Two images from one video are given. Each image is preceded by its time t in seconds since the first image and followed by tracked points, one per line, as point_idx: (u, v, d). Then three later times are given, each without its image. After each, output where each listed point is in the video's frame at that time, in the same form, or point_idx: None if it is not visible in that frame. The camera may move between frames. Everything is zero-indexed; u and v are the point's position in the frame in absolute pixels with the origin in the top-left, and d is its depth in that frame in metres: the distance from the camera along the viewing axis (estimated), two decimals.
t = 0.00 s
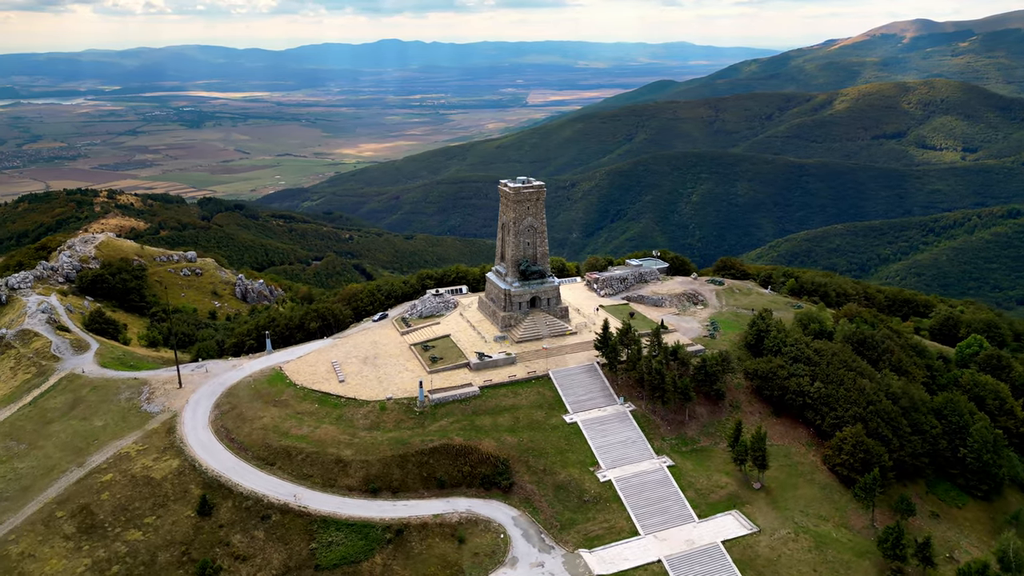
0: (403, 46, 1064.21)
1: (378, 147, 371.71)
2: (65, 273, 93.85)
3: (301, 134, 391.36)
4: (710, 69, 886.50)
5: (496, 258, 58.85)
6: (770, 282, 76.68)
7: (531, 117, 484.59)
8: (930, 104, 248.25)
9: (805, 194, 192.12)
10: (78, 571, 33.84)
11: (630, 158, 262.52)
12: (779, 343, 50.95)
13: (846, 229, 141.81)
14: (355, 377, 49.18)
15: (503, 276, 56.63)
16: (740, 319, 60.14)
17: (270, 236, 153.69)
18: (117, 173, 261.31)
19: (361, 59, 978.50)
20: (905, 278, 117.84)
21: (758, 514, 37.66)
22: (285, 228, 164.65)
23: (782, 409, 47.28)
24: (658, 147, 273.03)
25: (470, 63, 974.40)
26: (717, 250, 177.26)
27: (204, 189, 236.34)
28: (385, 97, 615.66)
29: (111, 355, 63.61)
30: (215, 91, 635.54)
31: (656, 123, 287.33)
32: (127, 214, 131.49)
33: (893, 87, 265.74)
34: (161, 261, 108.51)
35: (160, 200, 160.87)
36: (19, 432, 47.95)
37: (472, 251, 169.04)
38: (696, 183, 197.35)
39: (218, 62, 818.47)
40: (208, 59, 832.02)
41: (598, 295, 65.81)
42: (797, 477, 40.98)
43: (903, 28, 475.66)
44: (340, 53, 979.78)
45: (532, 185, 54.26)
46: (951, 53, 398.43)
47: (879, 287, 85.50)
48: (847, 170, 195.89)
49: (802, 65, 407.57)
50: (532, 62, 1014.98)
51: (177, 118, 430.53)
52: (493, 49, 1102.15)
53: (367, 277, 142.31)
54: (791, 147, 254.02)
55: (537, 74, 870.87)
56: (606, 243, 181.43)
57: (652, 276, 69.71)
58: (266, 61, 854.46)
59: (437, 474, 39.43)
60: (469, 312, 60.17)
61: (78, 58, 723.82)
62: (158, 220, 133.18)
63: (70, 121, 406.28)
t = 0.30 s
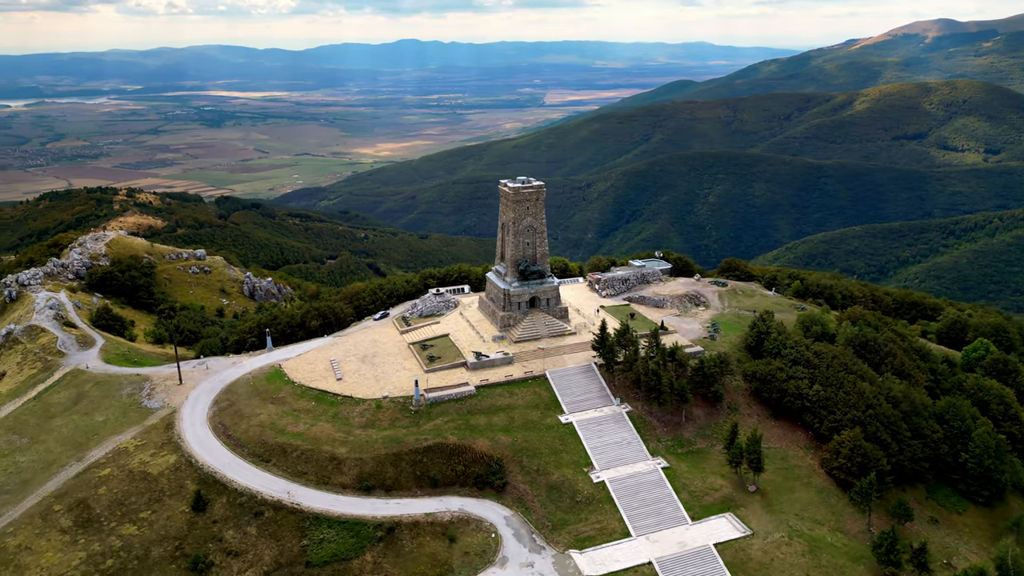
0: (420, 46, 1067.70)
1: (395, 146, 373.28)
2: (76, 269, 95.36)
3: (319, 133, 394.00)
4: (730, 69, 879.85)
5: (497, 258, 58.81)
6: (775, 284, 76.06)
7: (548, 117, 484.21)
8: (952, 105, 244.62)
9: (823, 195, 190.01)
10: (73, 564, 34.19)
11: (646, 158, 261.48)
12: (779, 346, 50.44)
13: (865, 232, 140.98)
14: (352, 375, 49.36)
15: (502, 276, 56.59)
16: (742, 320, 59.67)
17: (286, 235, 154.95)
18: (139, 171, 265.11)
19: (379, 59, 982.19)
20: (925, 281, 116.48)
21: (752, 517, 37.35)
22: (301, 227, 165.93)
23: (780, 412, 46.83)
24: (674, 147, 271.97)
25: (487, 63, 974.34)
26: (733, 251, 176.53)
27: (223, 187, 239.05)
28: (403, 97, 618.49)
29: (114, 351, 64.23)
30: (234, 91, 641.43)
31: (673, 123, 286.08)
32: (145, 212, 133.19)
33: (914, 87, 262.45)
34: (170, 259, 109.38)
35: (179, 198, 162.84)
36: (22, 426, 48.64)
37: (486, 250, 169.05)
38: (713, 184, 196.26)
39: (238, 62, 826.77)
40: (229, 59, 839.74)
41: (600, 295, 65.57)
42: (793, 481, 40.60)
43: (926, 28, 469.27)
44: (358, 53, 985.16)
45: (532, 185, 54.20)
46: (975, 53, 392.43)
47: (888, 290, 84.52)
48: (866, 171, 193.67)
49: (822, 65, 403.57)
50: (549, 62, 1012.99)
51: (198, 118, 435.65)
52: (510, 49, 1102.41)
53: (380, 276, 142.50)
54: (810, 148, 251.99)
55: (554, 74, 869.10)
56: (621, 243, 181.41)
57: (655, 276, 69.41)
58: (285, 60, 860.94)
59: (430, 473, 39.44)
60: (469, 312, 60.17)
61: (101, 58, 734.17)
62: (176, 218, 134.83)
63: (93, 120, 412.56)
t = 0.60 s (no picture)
0: (435, 46, 1070.20)
1: (411, 145, 374.42)
2: (85, 267, 96.74)
3: (336, 132, 396.06)
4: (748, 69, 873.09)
5: (497, 258, 58.74)
6: (779, 285, 75.38)
7: (564, 118, 483.15)
8: (972, 105, 241.24)
9: (841, 196, 187.94)
10: (68, 558, 34.51)
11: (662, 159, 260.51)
12: (779, 347, 49.97)
13: (882, 233, 139.54)
14: (350, 374, 49.55)
15: (502, 276, 56.52)
16: (742, 322, 59.27)
17: (300, 234, 155.94)
18: (159, 169, 268.26)
19: (396, 59, 985.18)
20: (943, 283, 114.92)
21: (746, 520, 37.10)
22: (316, 226, 166.88)
23: (779, 415, 46.42)
24: (689, 148, 270.76)
25: (503, 63, 973.50)
26: (749, 252, 175.51)
27: (240, 186, 241.22)
28: (420, 97, 620.14)
29: (117, 348, 64.77)
30: (252, 90, 647.04)
31: (690, 123, 284.82)
32: (161, 210, 134.66)
33: (934, 87, 259.27)
34: (179, 256, 110.20)
35: (197, 196, 164.56)
36: (25, 421, 49.23)
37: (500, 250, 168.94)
38: (729, 184, 195.14)
39: (256, 62, 833.33)
40: (247, 59, 846.30)
41: (601, 296, 65.37)
42: (789, 484, 40.30)
43: (948, 28, 463.37)
44: (375, 53, 988.93)
45: (532, 185, 54.12)
46: (998, 53, 386.83)
47: (896, 292, 83.56)
48: (884, 172, 191.37)
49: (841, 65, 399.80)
50: (565, 62, 1010.81)
51: (216, 117, 439.61)
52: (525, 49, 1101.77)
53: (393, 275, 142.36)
54: (827, 149, 249.54)
55: (571, 74, 867.19)
56: (636, 243, 181.33)
57: (657, 277, 69.04)
58: (302, 60, 866.19)
59: (424, 472, 39.50)
60: (469, 311, 60.20)
61: (122, 58, 743.07)
62: (192, 216, 136.20)
63: (114, 119, 417.96)
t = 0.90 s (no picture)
0: (452, 45, 1072.06)
1: (427, 145, 375.41)
2: (95, 264, 98.00)
3: (354, 132, 398.12)
4: (767, 69, 866.14)
5: (497, 258, 58.67)
6: (783, 287, 74.69)
7: (581, 117, 481.97)
8: (995, 106, 237.45)
9: (859, 197, 185.85)
10: (63, 551, 34.89)
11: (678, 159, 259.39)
12: (778, 350, 49.51)
13: (902, 235, 137.83)
14: (348, 372, 49.73)
15: (502, 276, 56.43)
16: (744, 324, 58.76)
17: (316, 232, 156.92)
18: (178, 168, 271.25)
19: (413, 58, 986.95)
20: (963, 286, 113.29)
21: (739, 523, 36.81)
22: (332, 225, 167.83)
23: (777, 417, 46.00)
24: (705, 149, 269.27)
25: (520, 63, 971.88)
26: (766, 254, 173.98)
27: (258, 185, 243.39)
28: (438, 97, 621.68)
29: (123, 344, 65.43)
30: (271, 89, 652.58)
31: (707, 123, 283.41)
32: (178, 208, 136.20)
33: (956, 88, 255.72)
34: (188, 255, 111.08)
35: (214, 195, 166.42)
36: (28, 416, 49.90)
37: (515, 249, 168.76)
38: (746, 185, 194.09)
39: (275, 62, 840.19)
40: (267, 58, 852.47)
41: (602, 296, 65.18)
42: (785, 487, 39.94)
43: (971, 27, 457.08)
44: (392, 53, 992.58)
45: (532, 185, 54.07)
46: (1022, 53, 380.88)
47: (905, 294, 82.58)
48: (904, 173, 188.96)
49: (861, 65, 395.59)
50: (582, 62, 1007.40)
51: (235, 116, 443.25)
52: (541, 48, 1100.57)
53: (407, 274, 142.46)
54: (846, 149, 246.97)
55: (588, 74, 864.04)
56: (652, 244, 180.98)
57: (659, 278, 68.64)
58: (321, 59, 871.53)
59: (417, 471, 39.57)
60: (469, 310, 60.28)
61: (144, 58, 751.80)
62: (208, 215, 137.63)
63: (136, 118, 423.21)
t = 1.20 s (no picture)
0: (468, 45, 1072.75)
1: (443, 144, 376.17)
2: (104, 261, 99.03)
3: (370, 131, 399.90)
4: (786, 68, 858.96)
5: (497, 258, 58.58)
6: (788, 289, 74.01)
7: (597, 117, 480.53)
8: (1018, 106, 233.59)
9: (878, 198, 183.64)
10: (59, 545, 35.26)
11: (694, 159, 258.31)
12: (778, 352, 49.11)
13: (920, 237, 136.22)
14: (346, 370, 49.93)
15: (501, 276, 56.39)
16: (745, 326, 58.33)
17: (330, 231, 157.80)
18: (197, 167, 274.11)
19: (429, 58, 988.90)
20: (982, 288, 111.67)
21: (733, 525, 36.58)
22: (346, 224, 168.57)
23: (775, 420, 45.65)
24: (721, 150, 267.90)
25: (536, 62, 970.62)
26: (782, 254, 172.32)
27: (275, 184, 245.43)
28: (454, 97, 622.89)
29: (127, 341, 66.04)
30: (288, 89, 657.19)
31: (724, 123, 282.05)
32: (194, 207, 137.89)
33: (977, 88, 252.05)
34: (196, 253, 111.77)
35: (230, 194, 168.09)
36: (31, 411, 50.54)
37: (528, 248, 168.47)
38: (762, 186, 192.92)
39: (293, 62, 845.67)
40: (285, 58, 858.19)
41: (603, 297, 64.88)
42: (781, 490, 39.66)
43: (994, 27, 450.83)
44: (409, 53, 995.19)
45: (531, 185, 53.97)
46: None
47: (912, 297, 81.87)
48: (924, 174, 186.46)
49: (881, 65, 391.48)
50: (598, 61, 1004.15)
51: (254, 116, 446.79)
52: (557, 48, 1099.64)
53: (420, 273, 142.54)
54: (865, 150, 244.61)
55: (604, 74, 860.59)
56: (667, 244, 180.41)
57: (661, 279, 68.27)
58: (337, 58, 876.24)
59: (411, 470, 39.64)
60: (469, 310, 60.26)
61: (164, 58, 760.06)
62: (223, 213, 138.94)
63: (156, 117, 428.22)
